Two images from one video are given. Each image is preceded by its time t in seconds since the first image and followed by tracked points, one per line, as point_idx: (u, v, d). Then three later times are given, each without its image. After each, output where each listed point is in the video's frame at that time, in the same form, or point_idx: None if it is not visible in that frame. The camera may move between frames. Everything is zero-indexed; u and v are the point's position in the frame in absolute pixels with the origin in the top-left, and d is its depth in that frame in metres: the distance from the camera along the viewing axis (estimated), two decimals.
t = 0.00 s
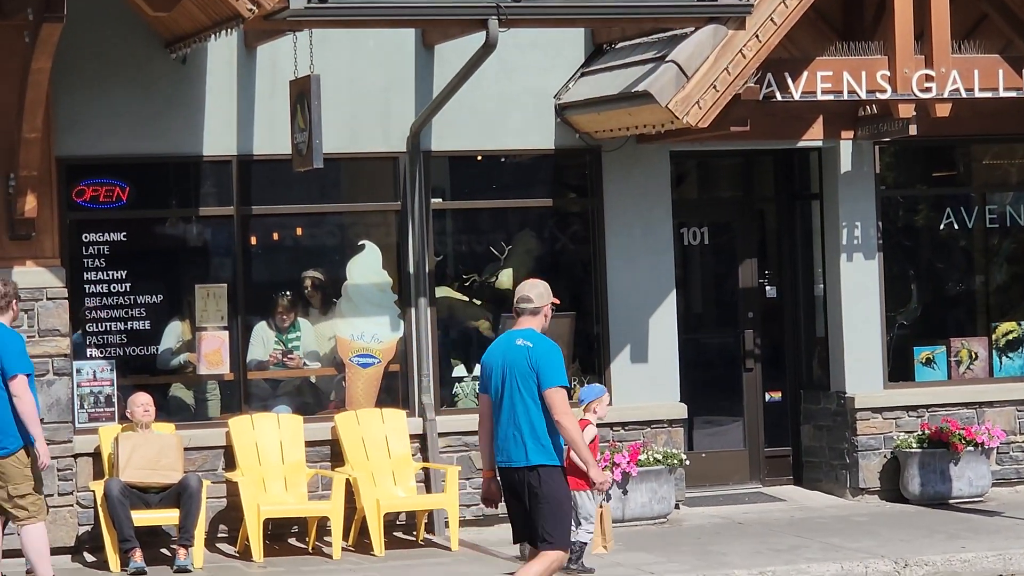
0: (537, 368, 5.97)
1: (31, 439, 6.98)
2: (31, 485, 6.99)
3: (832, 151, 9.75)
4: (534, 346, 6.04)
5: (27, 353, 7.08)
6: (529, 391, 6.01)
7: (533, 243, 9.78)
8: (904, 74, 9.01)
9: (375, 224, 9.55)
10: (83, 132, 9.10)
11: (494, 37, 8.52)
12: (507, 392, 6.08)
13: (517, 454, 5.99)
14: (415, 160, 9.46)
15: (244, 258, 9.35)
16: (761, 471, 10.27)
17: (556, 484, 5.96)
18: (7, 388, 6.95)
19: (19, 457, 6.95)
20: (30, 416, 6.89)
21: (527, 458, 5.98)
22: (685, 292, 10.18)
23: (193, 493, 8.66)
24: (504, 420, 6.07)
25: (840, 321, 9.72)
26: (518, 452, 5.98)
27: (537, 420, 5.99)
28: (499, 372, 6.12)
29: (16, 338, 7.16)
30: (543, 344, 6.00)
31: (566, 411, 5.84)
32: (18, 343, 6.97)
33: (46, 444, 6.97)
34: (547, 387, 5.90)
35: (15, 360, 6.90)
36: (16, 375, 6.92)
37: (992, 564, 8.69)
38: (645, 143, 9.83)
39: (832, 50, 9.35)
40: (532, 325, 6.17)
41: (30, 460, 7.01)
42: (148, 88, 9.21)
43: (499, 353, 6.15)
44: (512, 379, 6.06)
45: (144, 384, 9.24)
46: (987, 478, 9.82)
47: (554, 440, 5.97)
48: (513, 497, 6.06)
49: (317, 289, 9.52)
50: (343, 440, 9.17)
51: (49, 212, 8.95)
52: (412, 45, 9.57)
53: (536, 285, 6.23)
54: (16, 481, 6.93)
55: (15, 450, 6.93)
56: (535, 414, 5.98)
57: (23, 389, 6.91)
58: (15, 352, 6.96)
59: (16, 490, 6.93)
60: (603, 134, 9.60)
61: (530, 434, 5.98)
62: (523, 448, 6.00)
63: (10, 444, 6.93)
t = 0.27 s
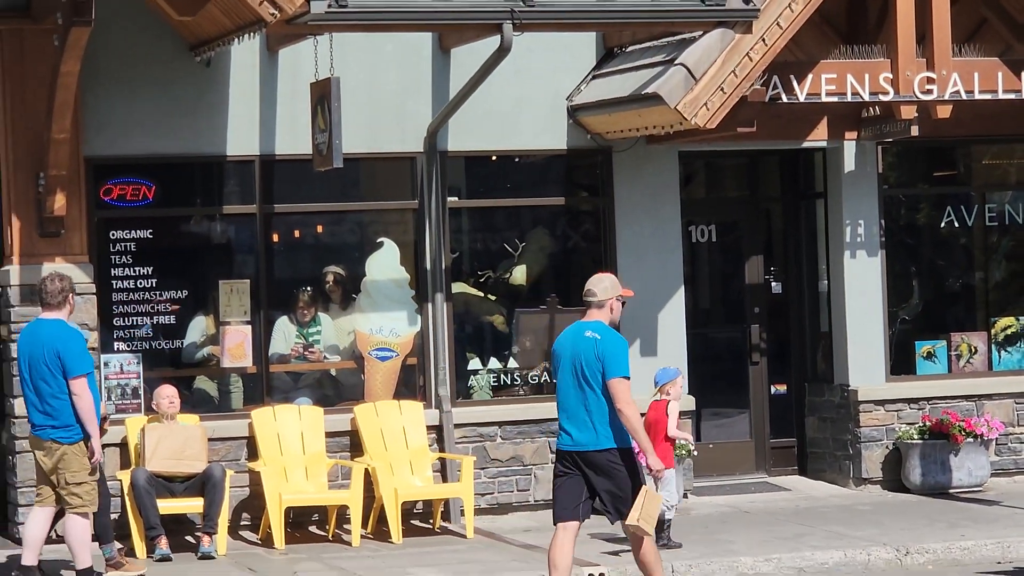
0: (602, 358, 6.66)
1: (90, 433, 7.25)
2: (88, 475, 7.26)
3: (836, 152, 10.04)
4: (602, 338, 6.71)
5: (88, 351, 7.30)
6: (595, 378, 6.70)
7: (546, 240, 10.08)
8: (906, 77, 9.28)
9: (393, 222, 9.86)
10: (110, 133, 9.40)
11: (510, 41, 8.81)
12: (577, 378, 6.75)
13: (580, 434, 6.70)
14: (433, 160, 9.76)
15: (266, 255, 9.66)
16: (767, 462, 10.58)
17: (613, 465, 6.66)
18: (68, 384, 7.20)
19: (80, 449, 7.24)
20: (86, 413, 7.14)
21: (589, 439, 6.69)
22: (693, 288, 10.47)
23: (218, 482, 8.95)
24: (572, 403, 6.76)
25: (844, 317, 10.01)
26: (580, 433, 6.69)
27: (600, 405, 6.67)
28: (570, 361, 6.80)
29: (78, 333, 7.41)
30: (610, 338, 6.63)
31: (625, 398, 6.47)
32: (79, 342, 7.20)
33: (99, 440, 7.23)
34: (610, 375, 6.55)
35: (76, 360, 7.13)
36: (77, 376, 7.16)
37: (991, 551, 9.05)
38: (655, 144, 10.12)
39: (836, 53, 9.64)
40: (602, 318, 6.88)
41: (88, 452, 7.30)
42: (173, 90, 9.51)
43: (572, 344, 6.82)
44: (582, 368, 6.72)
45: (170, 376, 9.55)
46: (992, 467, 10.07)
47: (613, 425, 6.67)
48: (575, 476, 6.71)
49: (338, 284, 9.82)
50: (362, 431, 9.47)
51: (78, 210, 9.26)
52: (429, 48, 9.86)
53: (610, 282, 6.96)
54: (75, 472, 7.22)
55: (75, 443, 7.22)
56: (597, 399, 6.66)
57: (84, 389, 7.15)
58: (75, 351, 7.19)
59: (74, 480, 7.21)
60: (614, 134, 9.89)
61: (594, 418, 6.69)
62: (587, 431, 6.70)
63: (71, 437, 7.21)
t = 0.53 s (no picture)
0: (664, 355, 7.24)
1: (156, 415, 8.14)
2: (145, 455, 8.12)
3: (813, 162, 10.87)
4: (664, 336, 7.28)
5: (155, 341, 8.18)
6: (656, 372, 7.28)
7: (546, 242, 10.90)
8: (878, 93, 10.14)
9: (404, 224, 10.68)
10: (145, 140, 10.22)
11: (514, 58, 9.62)
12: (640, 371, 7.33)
13: (645, 422, 7.30)
14: (442, 167, 10.61)
15: (288, 255, 10.48)
16: (749, 447, 11.40)
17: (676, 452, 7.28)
18: (140, 372, 8.07)
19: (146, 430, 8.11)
20: (161, 398, 8.04)
21: (654, 427, 7.29)
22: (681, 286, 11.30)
23: (243, 463, 9.66)
24: (636, 394, 7.35)
25: (820, 314, 10.82)
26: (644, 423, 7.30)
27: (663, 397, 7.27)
28: (633, 355, 7.38)
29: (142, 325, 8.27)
30: (671, 337, 7.19)
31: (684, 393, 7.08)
32: (148, 336, 8.06)
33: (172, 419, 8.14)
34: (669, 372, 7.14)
35: (147, 352, 7.99)
36: (149, 366, 8.04)
37: (953, 530, 9.91)
38: (647, 154, 10.95)
39: (814, 71, 10.45)
40: (661, 315, 7.46)
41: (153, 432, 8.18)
42: (203, 102, 10.33)
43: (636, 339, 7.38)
44: (645, 362, 7.31)
45: (199, 365, 10.36)
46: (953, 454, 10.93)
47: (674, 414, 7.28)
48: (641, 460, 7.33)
49: (354, 281, 10.65)
50: (376, 417, 10.30)
51: (115, 212, 10.06)
52: (439, 63, 10.69)
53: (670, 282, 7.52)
54: (135, 451, 8.07)
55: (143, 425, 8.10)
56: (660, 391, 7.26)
57: (158, 377, 8.05)
58: (145, 344, 8.05)
59: (131, 458, 8.06)
60: (610, 145, 10.70)
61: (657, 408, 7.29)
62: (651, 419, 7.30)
63: (140, 419, 8.09)
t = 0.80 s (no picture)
0: (704, 342, 7.60)
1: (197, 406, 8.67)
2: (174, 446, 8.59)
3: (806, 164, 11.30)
4: (703, 325, 7.65)
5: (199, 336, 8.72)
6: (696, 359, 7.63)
7: (549, 240, 11.33)
8: (868, 97, 10.58)
9: (413, 223, 11.13)
10: (165, 143, 10.66)
11: (519, 64, 10.05)
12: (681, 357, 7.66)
13: (685, 406, 7.61)
14: (450, 169, 11.02)
15: (302, 252, 10.93)
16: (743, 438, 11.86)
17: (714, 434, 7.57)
18: (186, 364, 8.60)
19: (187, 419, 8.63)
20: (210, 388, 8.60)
21: (693, 412, 7.60)
22: (679, 283, 11.77)
23: (259, 454, 9.87)
24: (675, 381, 7.68)
25: (813, 310, 11.25)
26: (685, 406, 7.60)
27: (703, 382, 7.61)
28: (672, 344, 7.72)
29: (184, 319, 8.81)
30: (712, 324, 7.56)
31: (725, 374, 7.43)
32: (195, 331, 8.60)
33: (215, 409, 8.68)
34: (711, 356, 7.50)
35: (195, 345, 8.52)
36: (199, 357, 8.59)
37: (940, 517, 10.35)
38: (646, 155, 11.38)
39: (807, 76, 10.88)
40: (700, 306, 7.83)
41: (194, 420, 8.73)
42: (220, 106, 10.77)
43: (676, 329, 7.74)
44: (685, 349, 7.65)
45: (216, 358, 10.77)
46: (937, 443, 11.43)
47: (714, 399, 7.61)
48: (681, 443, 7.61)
49: (365, 278, 11.09)
50: (386, 408, 10.74)
51: (136, 212, 10.50)
52: (446, 69, 11.12)
53: (707, 276, 7.91)
54: (166, 440, 8.57)
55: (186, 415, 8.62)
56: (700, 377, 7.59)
57: (207, 368, 8.60)
58: (192, 338, 8.58)
59: (160, 447, 8.55)
60: (610, 147, 11.13)
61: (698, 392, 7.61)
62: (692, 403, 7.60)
63: (184, 409, 8.61)
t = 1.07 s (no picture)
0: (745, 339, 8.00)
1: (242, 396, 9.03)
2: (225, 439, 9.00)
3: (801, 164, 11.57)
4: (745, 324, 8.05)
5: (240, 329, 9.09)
6: (739, 357, 8.04)
7: (550, 239, 11.61)
8: (862, 100, 10.84)
9: (418, 222, 11.41)
10: (176, 143, 10.93)
11: (521, 66, 10.32)
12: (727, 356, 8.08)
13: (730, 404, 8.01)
14: (454, 169, 11.29)
15: (310, 250, 11.21)
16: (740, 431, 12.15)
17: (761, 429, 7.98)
18: (227, 356, 8.98)
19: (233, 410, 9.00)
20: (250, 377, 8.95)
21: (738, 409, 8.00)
22: (677, 281, 12.05)
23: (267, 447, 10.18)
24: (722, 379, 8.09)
25: (808, 307, 11.51)
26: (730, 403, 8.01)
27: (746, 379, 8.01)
28: (719, 344, 8.13)
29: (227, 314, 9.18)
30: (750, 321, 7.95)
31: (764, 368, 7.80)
32: (232, 323, 8.97)
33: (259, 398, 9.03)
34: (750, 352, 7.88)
35: (232, 336, 8.89)
36: (237, 348, 8.96)
37: (931, 509, 10.63)
38: (645, 156, 11.66)
39: (802, 79, 11.15)
40: (743, 306, 8.24)
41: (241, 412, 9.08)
42: (230, 107, 11.04)
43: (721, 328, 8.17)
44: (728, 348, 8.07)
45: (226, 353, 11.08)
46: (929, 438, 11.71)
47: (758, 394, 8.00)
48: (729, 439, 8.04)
49: (369, 275, 11.37)
50: (392, 402, 11.02)
51: (148, 211, 10.78)
52: (450, 71, 11.40)
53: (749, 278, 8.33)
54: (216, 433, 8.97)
55: (231, 405, 8.99)
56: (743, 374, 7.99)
57: (244, 358, 8.95)
58: (231, 330, 8.96)
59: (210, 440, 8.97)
60: (610, 147, 11.39)
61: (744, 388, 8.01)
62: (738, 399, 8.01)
63: (227, 400, 8.98)
